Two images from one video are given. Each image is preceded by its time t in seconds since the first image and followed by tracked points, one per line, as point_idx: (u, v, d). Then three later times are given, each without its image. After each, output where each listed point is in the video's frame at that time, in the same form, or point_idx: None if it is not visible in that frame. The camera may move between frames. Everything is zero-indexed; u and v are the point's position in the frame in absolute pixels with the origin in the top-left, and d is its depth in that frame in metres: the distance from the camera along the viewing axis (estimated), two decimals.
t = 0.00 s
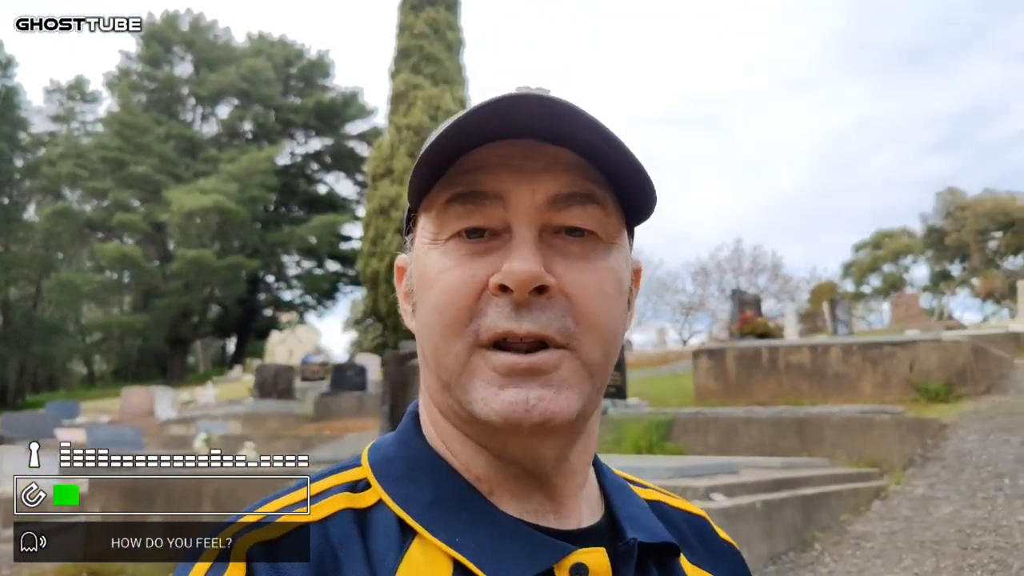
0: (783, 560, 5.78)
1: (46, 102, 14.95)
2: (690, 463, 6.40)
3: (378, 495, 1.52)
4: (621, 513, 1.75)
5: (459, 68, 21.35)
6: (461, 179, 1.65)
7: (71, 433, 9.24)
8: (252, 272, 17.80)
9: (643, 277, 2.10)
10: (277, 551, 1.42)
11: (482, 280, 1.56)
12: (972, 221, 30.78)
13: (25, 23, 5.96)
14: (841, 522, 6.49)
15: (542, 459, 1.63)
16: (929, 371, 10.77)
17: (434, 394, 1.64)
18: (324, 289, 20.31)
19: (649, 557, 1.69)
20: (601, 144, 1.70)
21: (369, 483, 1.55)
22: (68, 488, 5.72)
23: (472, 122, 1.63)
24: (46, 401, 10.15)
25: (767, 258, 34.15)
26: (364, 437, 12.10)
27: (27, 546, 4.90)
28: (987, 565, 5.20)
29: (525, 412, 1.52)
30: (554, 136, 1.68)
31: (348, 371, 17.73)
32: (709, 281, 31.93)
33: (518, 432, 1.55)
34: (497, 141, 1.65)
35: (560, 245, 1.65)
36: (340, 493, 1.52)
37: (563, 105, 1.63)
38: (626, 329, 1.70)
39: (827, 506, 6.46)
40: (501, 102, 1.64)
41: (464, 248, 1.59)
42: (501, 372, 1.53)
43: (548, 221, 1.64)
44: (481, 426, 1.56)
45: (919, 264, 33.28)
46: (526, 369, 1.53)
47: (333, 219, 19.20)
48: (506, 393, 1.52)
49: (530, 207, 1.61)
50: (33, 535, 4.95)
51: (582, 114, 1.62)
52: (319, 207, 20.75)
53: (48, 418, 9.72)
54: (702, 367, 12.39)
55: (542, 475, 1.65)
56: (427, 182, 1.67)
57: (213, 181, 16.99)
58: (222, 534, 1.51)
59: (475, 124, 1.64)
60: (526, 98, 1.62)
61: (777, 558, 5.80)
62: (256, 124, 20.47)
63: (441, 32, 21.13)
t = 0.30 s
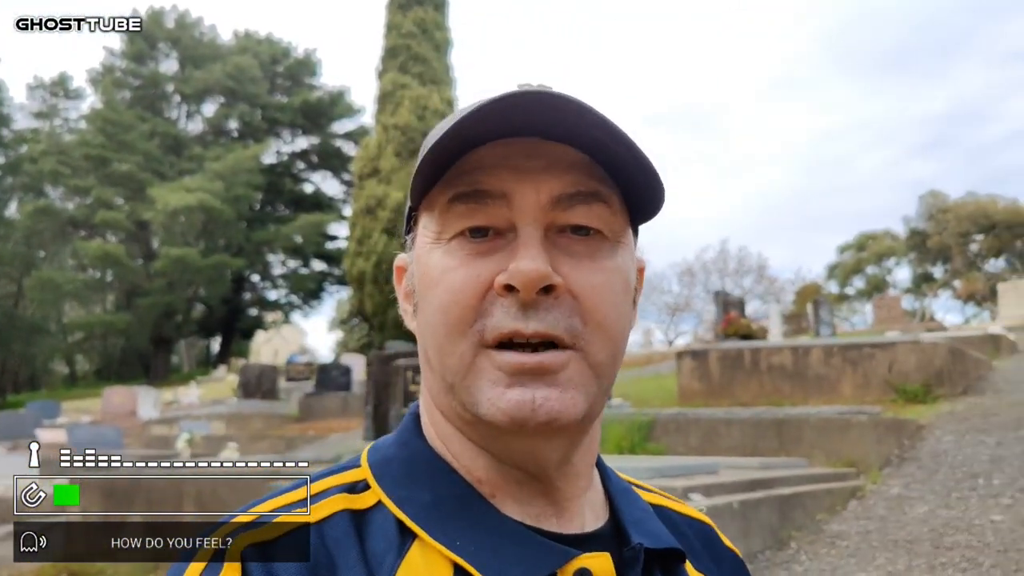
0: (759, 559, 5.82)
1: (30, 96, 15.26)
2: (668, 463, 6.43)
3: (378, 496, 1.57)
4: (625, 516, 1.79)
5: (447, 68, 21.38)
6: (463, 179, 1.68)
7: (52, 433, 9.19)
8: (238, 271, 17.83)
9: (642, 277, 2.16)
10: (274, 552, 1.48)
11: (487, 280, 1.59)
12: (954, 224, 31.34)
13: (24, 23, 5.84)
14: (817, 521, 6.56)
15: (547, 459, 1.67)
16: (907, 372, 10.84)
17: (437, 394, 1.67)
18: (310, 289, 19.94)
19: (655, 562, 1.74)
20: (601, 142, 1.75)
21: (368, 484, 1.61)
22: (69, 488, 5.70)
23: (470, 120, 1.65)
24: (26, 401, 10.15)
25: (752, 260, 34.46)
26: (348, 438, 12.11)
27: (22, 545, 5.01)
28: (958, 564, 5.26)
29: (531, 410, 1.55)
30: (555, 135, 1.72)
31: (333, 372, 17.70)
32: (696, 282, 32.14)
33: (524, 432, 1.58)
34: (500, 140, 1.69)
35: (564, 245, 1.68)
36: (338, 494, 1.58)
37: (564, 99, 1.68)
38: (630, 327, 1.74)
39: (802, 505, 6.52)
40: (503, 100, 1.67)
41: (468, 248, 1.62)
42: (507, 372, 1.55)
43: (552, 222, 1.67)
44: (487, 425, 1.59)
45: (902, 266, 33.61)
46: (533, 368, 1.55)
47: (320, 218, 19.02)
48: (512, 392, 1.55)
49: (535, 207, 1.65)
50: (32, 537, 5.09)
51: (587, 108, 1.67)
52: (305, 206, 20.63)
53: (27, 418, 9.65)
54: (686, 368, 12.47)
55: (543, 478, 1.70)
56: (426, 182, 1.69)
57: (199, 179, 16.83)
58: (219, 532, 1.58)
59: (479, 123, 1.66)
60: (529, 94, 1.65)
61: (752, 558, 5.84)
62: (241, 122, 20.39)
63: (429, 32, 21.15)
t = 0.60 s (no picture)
0: (721, 560, 5.95)
1: None
2: (636, 465, 6.49)
3: (337, 520, 1.88)
4: (591, 540, 2.15)
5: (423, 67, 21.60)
6: (436, 193, 2.03)
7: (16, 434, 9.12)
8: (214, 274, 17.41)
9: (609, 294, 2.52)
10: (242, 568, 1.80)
11: (454, 295, 1.92)
12: (921, 228, 31.90)
13: (25, 24, 5.79)
14: (781, 521, 6.58)
15: (513, 480, 2.02)
16: (871, 374, 10.98)
17: (403, 411, 2.00)
18: (283, 289, 17.79)
19: None
20: (566, 152, 2.10)
21: (328, 504, 1.94)
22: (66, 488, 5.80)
23: (427, 142, 1.99)
24: None
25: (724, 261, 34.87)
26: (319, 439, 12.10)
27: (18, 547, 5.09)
28: (915, 565, 5.37)
29: (494, 427, 1.88)
30: (521, 149, 2.07)
31: (304, 371, 17.60)
32: (668, 283, 32.34)
33: (491, 448, 1.91)
34: (471, 152, 2.05)
35: (533, 259, 2.03)
36: (300, 516, 1.92)
37: (535, 111, 2.04)
38: (594, 344, 2.10)
39: (767, 506, 6.56)
40: (480, 111, 2.02)
41: (437, 263, 1.96)
42: (474, 386, 1.88)
43: (521, 236, 2.02)
44: (451, 439, 1.91)
45: (869, 269, 34.20)
46: (498, 382, 1.88)
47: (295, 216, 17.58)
48: (477, 407, 1.88)
49: (502, 221, 1.99)
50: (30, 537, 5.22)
51: (554, 116, 2.03)
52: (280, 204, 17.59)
53: None
54: (655, 370, 12.64)
55: (509, 501, 2.06)
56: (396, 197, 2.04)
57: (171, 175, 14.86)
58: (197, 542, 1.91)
59: (455, 146, 2.02)
60: (500, 106, 2.01)
61: (715, 559, 5.95)
62: (214, 118, 17.26)
63: (406, 31, 21.32)
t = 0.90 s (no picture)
0: (692, 558, 5.95)
1: None
2: (606, 466, 6.51)
3: (332, 523, 1.66)
4: (575, 543, 1.92)
5: (398, 65, 21.31)
6: (431, 208, 1.80)
7: None
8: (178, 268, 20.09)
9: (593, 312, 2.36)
10: None
11: (453, 304, 1.69)
12: (887, 230, 32.24)
13: (25, 22, 5.42)
14: (749, 520, 6.72)
15: (505, 483, 1.79)
16: (839, 375, 11.21)
17: (394, 413, 1.77)
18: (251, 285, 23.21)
19: None
20: (567, 162, 1.91)
21: (323, 511, 1.69)
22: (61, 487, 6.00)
23: (426, 166, 1.77)
24: None
25: (697, 262, 35.22)
26: (290, 438, 12.06)
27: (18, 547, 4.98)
28: (879, 563, 5.46)
29: (494, 431, 1.65)
30: (506, 167, 1.89)
31: (275, 370, 17.45)
32: (642, 284, 32.51)
33: (485, 452, 1.68)
34: (465, 168, 1.84)
35: (525, 271, 1.82)
36: (295, 520, 1.69)
37: (527, 130, 1.84)
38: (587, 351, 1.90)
39: (734, 506, 6.68)
40: (474, 128, 1.83)
41: (433, 273, 1.72)
42: (472, 393, 1.65)
43: (515, 250, 1.81)
44: (447, 444, 1.68)
45: (839, 271, 34.85)
46: (497, 389, 1.66)
47: (263, 216, 22.71)
48: (476, 413, 1.64)
49: (500, 236, 1.78)
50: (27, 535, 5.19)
51: (551, 136, 1.85)
52: (249, 200, 24.11)
53: None
54: (627, 371, 12.70)
55: (496, 504, 1.83)
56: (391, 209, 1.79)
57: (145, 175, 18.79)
58: (198, 541, 1.68)
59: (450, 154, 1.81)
60: (502, 127, 1.82)
61: (685, 558, 5.96)
62: (186, 114, 23.41)
63: (379, 30, 21.04)
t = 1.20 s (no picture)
0: (681, 558, 6.00)
1: None
2: (596, 466, 6.53)
3: (352, 525, 1.53)
4: (583, 549, 1.79)
5: (389, 64, 21.26)
6: (460, 219, 1.59)
7: None
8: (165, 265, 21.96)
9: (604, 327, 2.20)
10: None
11: (482, 313, 1.51)
12: (873, 232, 32.63)
13: (25, 24, 5.93)
14: (738, 519, 6.81)
15: (526, 490, 1.62)
16: (826, 375, 11.27)
17: (415, 415, 1.58)
18: (240, 284, 24.93)
19: None
20: (598, 180, 1.73)
21: (343, 513, 1.56)
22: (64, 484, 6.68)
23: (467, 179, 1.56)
24: None
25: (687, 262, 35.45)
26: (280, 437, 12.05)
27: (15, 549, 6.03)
28: (865, 561, 5.50)
29: (520, 439, 1.48)
30: (535, 180, 1.68)
31: (264, 369, 17.33)
32: (631, 284, 32.62)
33: (510, 461, 1.51)
34: (497, 180, 1.63)
35: (548, 284, 1.64)
36: (315, 521, 1.54)
37: (564, 148, 1.64)
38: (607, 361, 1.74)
39: (725, 505, 6.74)
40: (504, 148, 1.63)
41: (462, 282, 1.53)
42: (499, 402, 1.47)
43: (540, 263, 1.63)
44: (472, 451, 1.51)
45: (825, 271, 35.35)
46: (524, 400, 1.49)
47: (249, 214, 24.16)
48: (504, 421, 1.47)
49: (526, 249, 1.60)
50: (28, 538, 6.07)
51: (587, 153, 1.64)
52: (236, 198, 25.88)
53: None
54: (617, 370, 12.74)
55: (513, 511, 1.64)
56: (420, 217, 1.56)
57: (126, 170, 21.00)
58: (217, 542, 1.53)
59: (480, 166, 1.60)
60: (541, 145, 1.61)
61: (675, 557, 6.00)
62: (174, 111, 25.64)
63: (370, 27, 20.99)
